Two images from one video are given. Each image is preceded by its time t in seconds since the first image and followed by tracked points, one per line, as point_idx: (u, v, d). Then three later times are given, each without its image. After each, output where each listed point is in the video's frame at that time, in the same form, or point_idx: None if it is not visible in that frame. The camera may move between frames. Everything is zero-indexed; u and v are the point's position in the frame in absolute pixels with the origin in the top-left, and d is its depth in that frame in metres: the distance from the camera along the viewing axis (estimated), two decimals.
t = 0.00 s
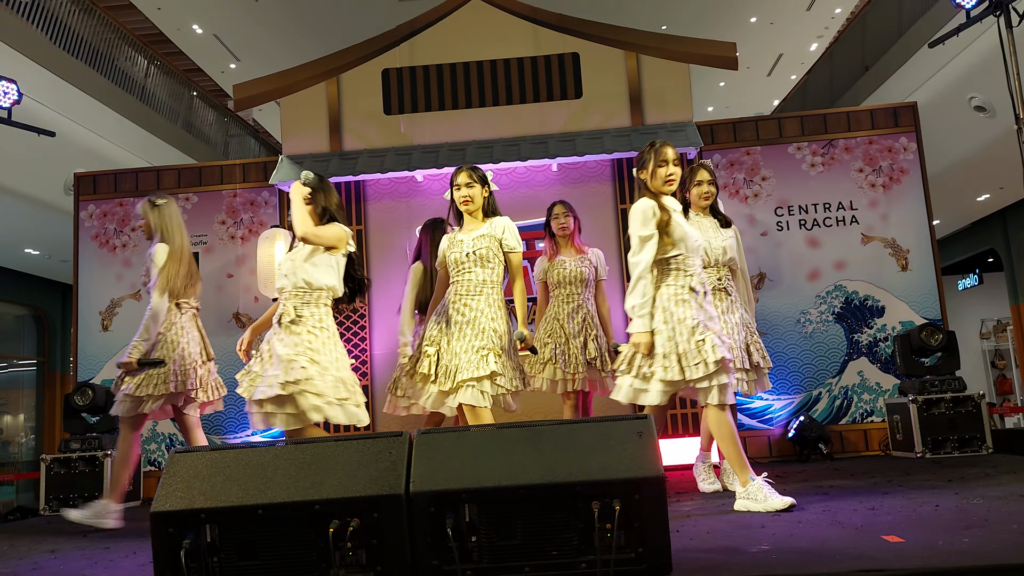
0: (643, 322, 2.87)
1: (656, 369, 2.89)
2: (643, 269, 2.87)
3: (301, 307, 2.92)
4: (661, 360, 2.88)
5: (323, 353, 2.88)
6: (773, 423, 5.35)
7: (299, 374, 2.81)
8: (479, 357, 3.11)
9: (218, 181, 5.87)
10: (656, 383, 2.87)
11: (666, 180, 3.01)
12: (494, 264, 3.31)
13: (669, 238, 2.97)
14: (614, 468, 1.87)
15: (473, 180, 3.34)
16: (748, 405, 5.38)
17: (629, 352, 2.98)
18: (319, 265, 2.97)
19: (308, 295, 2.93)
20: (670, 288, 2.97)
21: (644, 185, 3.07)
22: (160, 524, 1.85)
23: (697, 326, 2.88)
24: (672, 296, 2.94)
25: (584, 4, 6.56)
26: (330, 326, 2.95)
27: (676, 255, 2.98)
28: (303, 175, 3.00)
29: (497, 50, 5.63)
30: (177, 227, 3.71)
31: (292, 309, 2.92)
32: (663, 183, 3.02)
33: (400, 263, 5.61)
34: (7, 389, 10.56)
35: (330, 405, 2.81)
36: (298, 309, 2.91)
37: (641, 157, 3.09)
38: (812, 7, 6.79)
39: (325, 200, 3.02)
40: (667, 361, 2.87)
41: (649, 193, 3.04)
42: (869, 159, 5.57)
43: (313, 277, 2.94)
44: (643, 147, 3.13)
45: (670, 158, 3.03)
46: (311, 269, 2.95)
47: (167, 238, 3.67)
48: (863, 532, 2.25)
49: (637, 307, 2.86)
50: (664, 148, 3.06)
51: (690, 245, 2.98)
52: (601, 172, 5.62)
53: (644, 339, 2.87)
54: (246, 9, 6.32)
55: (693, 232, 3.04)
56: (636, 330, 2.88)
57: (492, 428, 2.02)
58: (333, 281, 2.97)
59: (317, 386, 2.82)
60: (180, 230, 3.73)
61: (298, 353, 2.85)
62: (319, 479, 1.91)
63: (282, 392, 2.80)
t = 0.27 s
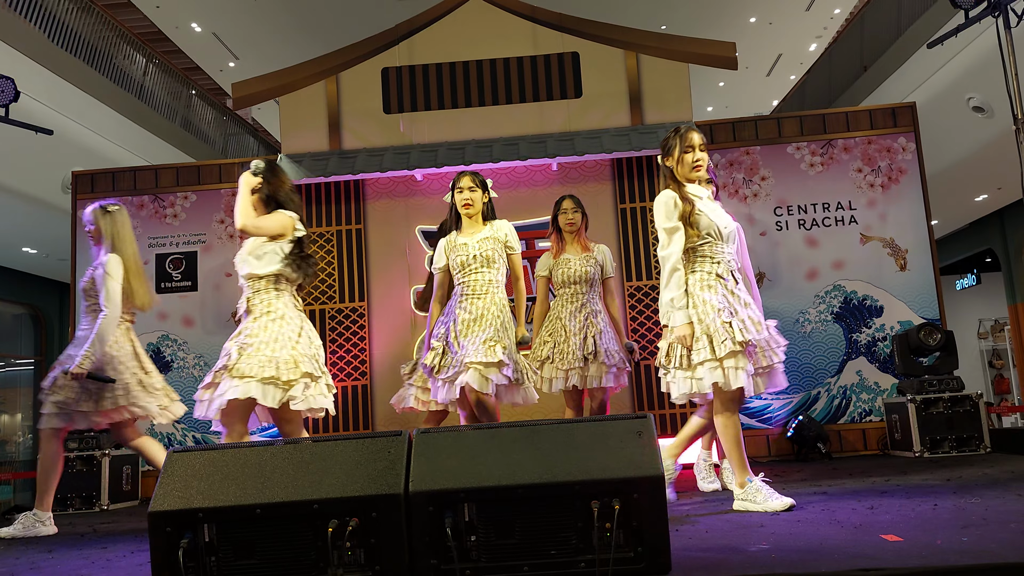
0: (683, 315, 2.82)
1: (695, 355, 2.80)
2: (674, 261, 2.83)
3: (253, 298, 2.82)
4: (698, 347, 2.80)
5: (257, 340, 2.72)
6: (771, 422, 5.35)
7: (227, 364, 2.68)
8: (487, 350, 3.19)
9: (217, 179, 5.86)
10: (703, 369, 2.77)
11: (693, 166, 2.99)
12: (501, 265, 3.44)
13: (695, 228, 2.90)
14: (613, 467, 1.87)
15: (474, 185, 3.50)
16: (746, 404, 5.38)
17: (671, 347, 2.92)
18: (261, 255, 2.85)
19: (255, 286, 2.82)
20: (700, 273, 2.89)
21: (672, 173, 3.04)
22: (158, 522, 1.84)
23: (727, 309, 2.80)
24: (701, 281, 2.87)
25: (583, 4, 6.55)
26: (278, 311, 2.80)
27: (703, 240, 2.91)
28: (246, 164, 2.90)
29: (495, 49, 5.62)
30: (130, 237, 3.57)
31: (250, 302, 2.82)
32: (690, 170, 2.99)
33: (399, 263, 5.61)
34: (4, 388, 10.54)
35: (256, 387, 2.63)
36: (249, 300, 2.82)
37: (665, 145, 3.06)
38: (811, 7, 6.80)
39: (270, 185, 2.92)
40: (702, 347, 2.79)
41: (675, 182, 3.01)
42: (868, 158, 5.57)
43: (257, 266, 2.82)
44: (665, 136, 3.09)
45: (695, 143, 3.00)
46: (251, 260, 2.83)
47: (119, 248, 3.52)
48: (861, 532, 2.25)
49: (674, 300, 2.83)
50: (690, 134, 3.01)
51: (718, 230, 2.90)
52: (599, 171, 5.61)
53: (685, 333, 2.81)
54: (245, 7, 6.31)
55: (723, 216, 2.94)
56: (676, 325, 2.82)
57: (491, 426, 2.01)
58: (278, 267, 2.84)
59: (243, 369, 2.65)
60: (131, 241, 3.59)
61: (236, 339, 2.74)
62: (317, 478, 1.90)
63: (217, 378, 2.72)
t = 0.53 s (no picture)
0: (690, 315, 2.83)
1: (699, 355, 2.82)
2: (680, 262, 2.85)
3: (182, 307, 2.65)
4: (703, 348, 2.80)
5: (195, 350, 2.55)
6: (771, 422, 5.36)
7: (162, 379, 2.52)
8: (505, 353, 3.37)
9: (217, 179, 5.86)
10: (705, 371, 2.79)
11: (714, 159, 2.96)
12: (500, 264, 3.58)
13: (700, 228, 2.86)
14: (613, 467, 1.87)
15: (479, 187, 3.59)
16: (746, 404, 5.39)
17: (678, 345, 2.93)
18: (197, 263, 2.69)
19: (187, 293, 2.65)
20: (708, 269, 2.87)
21: (691, 163, 3.02)
22: (158, 521, 1.84)
23: (730, 307, 2.77)
24: (707, 278, 2.84)
25: (583, 4, 6.55)
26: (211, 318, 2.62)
27: (711, 236, 2.87)
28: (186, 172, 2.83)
29: (495, 49, 5.62)
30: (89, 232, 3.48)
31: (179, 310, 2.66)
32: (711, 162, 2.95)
33: (399, 262, 5.62)
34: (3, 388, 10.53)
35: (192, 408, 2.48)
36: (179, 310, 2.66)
37: (690, 133, 3.02)
38: (811, 7, 6.79)
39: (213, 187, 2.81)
40: (706, 347, 2.79)
41: (690, 173, 3.00)
42: (868, 158, 5.57)
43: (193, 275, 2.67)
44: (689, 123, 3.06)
45: (719, 135, 2.94)
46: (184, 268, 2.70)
47: (80, 243, 3.43)
48: (862, 532, 2.25)
49: (681, 299, 2.85)
50: (714, 125, 2.95)
51: (727, 227, 2.86)
52: (600, 171, 5.61)
53: (691, 332, 2.83)
54: (245, 7, 6.30)
55: (733, 212, 2.90)
56: (683, 324, 2.85)
57: (491, 426, 2.02)
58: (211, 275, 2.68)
59: (181, 387, 2.50)
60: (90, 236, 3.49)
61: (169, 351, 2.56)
62: (318, 478, 1.90)
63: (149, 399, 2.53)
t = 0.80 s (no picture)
0: (697, 313, 2.87)
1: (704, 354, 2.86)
2: (687, 258, 2.91)
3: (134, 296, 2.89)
4: (707, 347, 2.85)
5: (131, 337, 2.76)
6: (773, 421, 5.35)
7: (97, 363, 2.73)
8: (509, 356, 3.76)
9: (220, 177, 5.86)
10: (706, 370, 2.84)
11: (731, 153, 2.97)
12: (505, 271, 3.96)
13: (707, 223, 2.91)
14: (616, 465, 1.87)
15: (488, 197, 4.00)
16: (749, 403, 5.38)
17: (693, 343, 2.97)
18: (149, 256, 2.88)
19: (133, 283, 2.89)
20: (719, 264, 2.89)
21: (710, 156, 3.05)
22: (161, 519, 1.85)
23: (738, 304, 2.77)
24: (717, 274, 2.87)
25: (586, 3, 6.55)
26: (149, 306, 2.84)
27: (721, 232, 2.90)
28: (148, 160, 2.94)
29: (498, 48, 5.62)
30: (67, 226, 3.78)
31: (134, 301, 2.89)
32: (728, 156, 2.97)
33: (401, 261, 5.62)
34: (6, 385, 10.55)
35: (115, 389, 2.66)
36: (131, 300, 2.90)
37: (710, 125, 3.03)
38: (815, 6, 6.78)
39: (168, 181, 2.93)
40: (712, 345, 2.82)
41: (706, 168, 3.03)
42: (871, 157, 5.56)
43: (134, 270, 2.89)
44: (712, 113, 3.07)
45: (740, 128, 2.95)
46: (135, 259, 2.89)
47: (60, 236, 3.73)
48: (865, 531, 2.24)
49: (689, 296, 2.89)
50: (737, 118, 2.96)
51: (738, 221, 2.87)
52: (603, 169, 5.61)
53: (697, 328, 2.87)
54: (248, 5, 6.31)
55: (746, 206, 2.90)
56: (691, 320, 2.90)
57: (494, 424, 2.03)
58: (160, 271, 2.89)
59: (108, 369, 2.68)
60: (68, 229, 3.79)
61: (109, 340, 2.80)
62: (321, 476, 1.91)
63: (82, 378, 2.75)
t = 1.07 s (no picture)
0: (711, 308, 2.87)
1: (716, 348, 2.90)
2: (705, 254, 2.89)
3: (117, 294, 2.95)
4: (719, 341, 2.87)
5: (131, 344, 2.86)
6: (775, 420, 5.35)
7: (100, 372, 2.80)
8: (507, 354, 3.77)
9: (223, 173, 5.86)
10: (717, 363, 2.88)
11: (750, 149, 2.91)
12: (510, 271, 3.95)
13: (724, 219, 2.89)
14: (619, 463, 1.87)
15: (494, 199, 3.99)
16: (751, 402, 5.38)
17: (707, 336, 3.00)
18: (123, 250, 2.99)
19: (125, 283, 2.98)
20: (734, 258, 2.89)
21: (728, 153, 3.00)
22: (165, 514, 1.85)
23: (751, 300, 2.78)
24: (732, 269, 2.86)
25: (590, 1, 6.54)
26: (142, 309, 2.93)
27: (737, 228, 2.89)
28: (118, 159, 3.09)
29: (501, 45, 5.61)
30: (54, 224, 3.76)
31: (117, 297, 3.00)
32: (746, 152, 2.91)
33: (403, 259, 5.61)
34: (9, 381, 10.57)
35: (126, 400, 2.78)
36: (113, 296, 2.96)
37: (729, 121, 2.95)
38: (819, 4, 6.77)
39: (139, 175, 3.08)
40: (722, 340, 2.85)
41: (724, 163, 2.98)
42: (875, 156, 5.55)
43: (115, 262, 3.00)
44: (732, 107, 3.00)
45: (760, 124, 2.87)
46: (113, 253, 2.98)
47: (46, 235, 3.72)
48: (867, 530, 2.24)
49: (705, 293, 2.88)
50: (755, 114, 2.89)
51: (756, 216, 2.85)
52: (606, 167, 5.60)
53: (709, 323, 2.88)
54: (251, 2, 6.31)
55: (765, 201, 2.87)
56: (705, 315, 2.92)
57: (497, 421, 2.04)
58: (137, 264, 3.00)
59: (116, 379, 2.80)
60: (56, 227, 3.77)
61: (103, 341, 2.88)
62: (324, 472, 1.91)
63: (83, 388, 2.82)
